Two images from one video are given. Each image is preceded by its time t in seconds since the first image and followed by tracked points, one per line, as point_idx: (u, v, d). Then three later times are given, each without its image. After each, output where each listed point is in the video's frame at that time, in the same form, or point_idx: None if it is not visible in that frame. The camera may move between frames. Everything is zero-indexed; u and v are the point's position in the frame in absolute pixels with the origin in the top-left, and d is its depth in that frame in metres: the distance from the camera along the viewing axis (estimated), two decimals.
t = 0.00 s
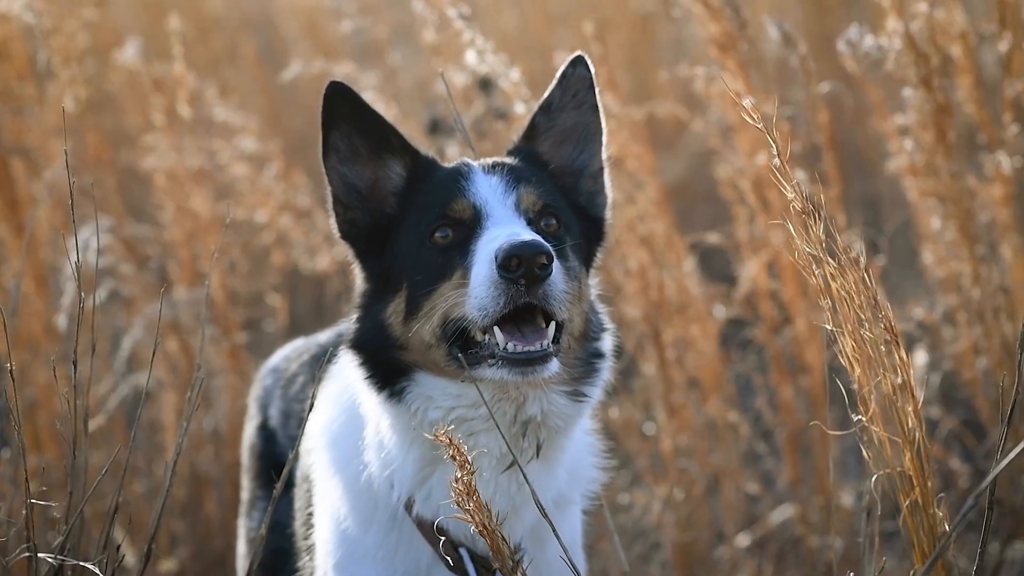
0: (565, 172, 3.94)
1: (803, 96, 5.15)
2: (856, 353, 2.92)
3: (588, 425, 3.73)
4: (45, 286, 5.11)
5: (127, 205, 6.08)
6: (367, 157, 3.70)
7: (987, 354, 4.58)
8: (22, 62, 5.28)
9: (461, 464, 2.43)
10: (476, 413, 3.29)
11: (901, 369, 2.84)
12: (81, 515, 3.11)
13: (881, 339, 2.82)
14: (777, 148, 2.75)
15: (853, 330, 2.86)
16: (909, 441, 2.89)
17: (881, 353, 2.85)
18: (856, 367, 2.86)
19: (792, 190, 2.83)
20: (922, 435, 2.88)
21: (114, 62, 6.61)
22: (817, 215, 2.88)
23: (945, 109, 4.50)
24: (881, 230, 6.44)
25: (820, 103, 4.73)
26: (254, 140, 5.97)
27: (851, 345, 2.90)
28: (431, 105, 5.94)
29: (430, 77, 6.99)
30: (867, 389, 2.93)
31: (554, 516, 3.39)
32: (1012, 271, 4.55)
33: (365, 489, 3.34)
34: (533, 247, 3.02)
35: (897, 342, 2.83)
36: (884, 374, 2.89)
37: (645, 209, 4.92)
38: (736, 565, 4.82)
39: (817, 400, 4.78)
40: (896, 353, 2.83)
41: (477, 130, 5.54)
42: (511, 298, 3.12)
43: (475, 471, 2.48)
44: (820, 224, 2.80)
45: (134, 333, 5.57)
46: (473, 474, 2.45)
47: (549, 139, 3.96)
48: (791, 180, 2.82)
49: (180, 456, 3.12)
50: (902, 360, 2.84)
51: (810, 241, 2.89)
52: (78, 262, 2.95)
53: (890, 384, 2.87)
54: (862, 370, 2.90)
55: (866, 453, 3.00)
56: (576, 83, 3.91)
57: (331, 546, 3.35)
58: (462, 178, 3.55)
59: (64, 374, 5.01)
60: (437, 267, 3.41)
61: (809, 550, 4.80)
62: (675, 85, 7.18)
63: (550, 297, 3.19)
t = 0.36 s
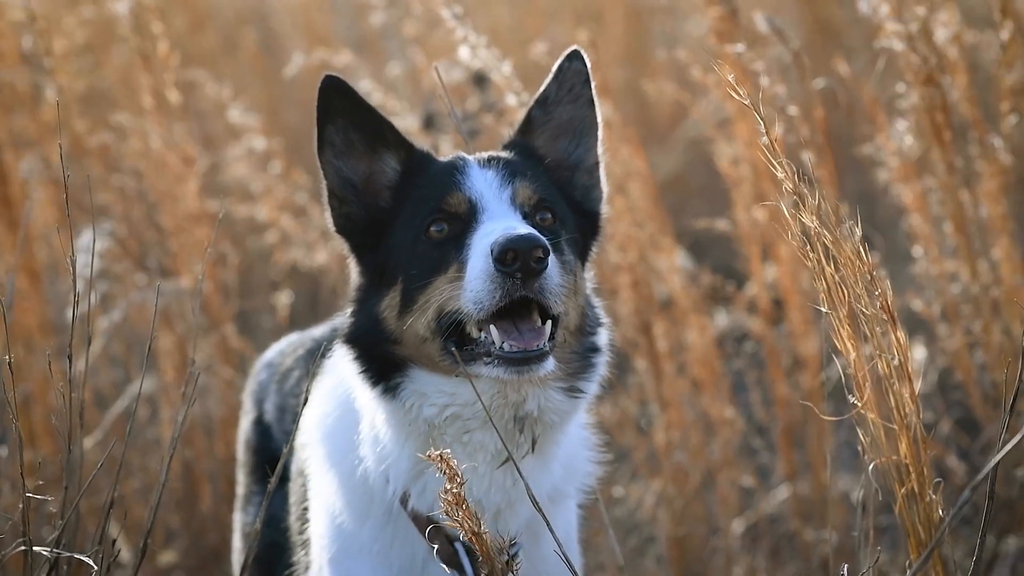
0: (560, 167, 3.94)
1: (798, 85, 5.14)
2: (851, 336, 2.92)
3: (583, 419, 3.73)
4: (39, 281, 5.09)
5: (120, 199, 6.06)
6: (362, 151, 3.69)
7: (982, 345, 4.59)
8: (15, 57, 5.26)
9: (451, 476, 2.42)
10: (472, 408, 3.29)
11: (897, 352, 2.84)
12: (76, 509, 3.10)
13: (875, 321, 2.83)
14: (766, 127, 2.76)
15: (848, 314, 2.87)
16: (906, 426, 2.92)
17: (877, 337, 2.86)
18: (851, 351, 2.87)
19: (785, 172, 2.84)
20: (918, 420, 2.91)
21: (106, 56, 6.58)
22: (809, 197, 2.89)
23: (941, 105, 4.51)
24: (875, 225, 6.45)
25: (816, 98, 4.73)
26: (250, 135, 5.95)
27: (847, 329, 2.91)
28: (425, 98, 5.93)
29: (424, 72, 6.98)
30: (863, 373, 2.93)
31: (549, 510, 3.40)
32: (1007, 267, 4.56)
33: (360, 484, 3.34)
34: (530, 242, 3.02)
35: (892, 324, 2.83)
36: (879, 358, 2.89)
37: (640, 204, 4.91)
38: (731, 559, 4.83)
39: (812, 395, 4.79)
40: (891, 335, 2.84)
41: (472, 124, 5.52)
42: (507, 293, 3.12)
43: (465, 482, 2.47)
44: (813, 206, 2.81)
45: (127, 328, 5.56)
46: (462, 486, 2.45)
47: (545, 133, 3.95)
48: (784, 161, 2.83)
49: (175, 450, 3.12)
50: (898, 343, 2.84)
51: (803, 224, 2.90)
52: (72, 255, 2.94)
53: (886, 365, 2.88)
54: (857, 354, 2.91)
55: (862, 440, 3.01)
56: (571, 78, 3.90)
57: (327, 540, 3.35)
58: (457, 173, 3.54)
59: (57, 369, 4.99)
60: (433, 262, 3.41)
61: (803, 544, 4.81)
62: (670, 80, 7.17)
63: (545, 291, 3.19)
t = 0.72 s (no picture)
0: (558, 168, 3.94)
1: (794, 79, 5.14)
2: (851, 337, 2.93)
3: (580, 421, 3.73)
4: (35, 282, 5.09)
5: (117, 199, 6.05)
6: (360, 153, 3.69)
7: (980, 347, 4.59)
8: (10, 57, 5.24)
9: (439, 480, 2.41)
10: (469, 410, 3.29)
11: (897, 354, 2.85)
12: (73, 509, 3.09)
13: (876, 322, 2.83)
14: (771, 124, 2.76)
15: (848, 314, 2.88)
16: (904, 428, 2.93)
17: (876, 337, 2.87)
18: (850, 351, 2.88)
19: (790, 169, 2.85)
20: (917, 422, 2.91)
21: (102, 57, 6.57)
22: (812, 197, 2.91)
23: (936, 109, 4.51)
24: (873, 227, 6.45)
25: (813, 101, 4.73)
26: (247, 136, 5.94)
27: (846, 330, 2.91)
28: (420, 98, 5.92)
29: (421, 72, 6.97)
30: (862, 374, 2.94)
31: (546, 512, 3.39)
32: (1004, 270, 4.56)
33: (356, 485, 3.34)
34: (528, 245, 3.02)
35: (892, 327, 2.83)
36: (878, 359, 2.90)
37: (640, 206, 4.91)
38: (727, 560, 4.84)
39: (810, 397, 4.79)
40: (892, 338, 2.84)
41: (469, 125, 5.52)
42: (505, 296, 3.12)
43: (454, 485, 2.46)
44: (817, 205, 2.81)
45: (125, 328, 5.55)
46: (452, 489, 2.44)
47: (542, 134, 3.95)
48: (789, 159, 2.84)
49: (172, 450, 3.11)
50: (898, 343, 2.84)
51: (806, 223, 2.91)
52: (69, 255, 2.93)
53: (885, 367, 2.88)
54: (856, 354, 2.92)
55: (860, 442, 3.01)
56: (569, 79, 3.90)
57: (323, 541, 3.35)
58: (455, 175, 3.55)
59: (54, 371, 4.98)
60: (430, 264, 3.41)
61: (800, 544, 4.82)
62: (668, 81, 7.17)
63: (543, 295, 3.19)
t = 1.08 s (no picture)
0: (556, 168, 3.94)
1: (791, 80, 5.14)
2: (847, 339, 2.92)
3: (576, 420, 3.73)
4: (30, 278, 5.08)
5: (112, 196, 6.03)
6: (358, 150, 3.69)
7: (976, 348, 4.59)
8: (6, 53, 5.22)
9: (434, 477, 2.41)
10: (465, 408, 3.29)
11: (893, 357, 2.84)
12: (69, 506, 3.08)
13: (873, 325, 2.83)
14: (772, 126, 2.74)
15: (845, 316, 2.87)
16: (900, 431, 2.92)
17: (872, 339, 2.86)
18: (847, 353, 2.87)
19: (790, 171, 2.83)
20: (912, 424, 2.91)
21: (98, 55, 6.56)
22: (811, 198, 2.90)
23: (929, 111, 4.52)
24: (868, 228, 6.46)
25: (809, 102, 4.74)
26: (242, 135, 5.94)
27: (843, 331, 2.91)
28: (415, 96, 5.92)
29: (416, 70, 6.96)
30: (859, 376, 2.93)
31: (541, 511, 3.39)
32: (998, 272, 4.57)
33: (352, 483, 3.33)
34: (526, 245, 3.02)
35: (889, 330, 2.83)
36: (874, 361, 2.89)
37: (637, 206, 4.91)
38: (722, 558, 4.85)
39: (806, 397, 4.80)
40: (888, 340, 2.84)
41: (464, 124, 5.52)
42: (502, 296, 3.12)
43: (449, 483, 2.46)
44: (816, 207, 2.80)
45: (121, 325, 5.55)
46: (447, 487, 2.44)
47: (540, 133, 3.95)
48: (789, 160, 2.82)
49: (168, 446, 3.10)
50: (894, 345, 2.84)
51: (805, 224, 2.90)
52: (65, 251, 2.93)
53: (881, 370, 2.88)
54: (853, 356, 2.91)
55: (855, 443, 3.01)
56: (567, 78, 3.90)
57: (319, 539, 3.34)
58: (453, 173, 3.55)
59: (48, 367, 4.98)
60: (428, 262, 3.41)
61: (796, 544, 4.84)
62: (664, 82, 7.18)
63: (541, 295, 3.19)
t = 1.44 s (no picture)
0: (555, 172, 3.95)
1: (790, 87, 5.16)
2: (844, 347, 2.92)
3: (573, 423, 3.74)
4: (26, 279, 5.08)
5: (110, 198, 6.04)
6: (358, 152, 3.69)
7: (969, 356, 4.60)
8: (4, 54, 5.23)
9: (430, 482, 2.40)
10: (462, 412, 3.29)
11: (890, 365, 2.84)
12: (64, 508, 3.08)
13: (870, 334, 2.83)
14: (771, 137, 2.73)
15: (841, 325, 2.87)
16: (895, 438, 2.92)
17: (867, 348, 2.87)
18: (844, 361, 2.87)
19: (789, 184, 2.81)
20: (908, 431, 2.91)
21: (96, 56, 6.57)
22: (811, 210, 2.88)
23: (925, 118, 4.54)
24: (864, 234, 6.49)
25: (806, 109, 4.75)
26: (241, 138, 5.95)
27: (840, 340, 2.91)
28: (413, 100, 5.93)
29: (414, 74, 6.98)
30: (856, 384, 2.93)
31: (538, 514, 3.40)
32: (993, 279, 4.59)
33: (349, 485, 3.33)
34: (525, 250, 3.02)
35: (887, 339, 2.83)
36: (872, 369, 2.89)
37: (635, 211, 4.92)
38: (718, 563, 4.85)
39: (802, 402, 4.82)
40: (885, 349, 2.84)
41: (462, 128, 5.54)
42: (501, 299, 3.12)
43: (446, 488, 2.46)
44: (814, 218, 2.79)
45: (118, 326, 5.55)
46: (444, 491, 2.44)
47: (540, 138, 3.96)
48: (789, 173, 2.80)
49: (165, 448, 3.10)
50: (891, 354, 2.84)
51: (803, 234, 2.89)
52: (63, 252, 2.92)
53: (878, 378, 2.88)
54: (851, 364, 2.91)
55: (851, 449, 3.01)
56: (569, 83, 3.90)
57: (315, 541, 3.34)
58: (453, 177, 3.55)
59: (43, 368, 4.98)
60: (427, 265, 3.41)
61: (791, 549, 4.84)
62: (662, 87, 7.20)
63: (539, 300, 3.19)
